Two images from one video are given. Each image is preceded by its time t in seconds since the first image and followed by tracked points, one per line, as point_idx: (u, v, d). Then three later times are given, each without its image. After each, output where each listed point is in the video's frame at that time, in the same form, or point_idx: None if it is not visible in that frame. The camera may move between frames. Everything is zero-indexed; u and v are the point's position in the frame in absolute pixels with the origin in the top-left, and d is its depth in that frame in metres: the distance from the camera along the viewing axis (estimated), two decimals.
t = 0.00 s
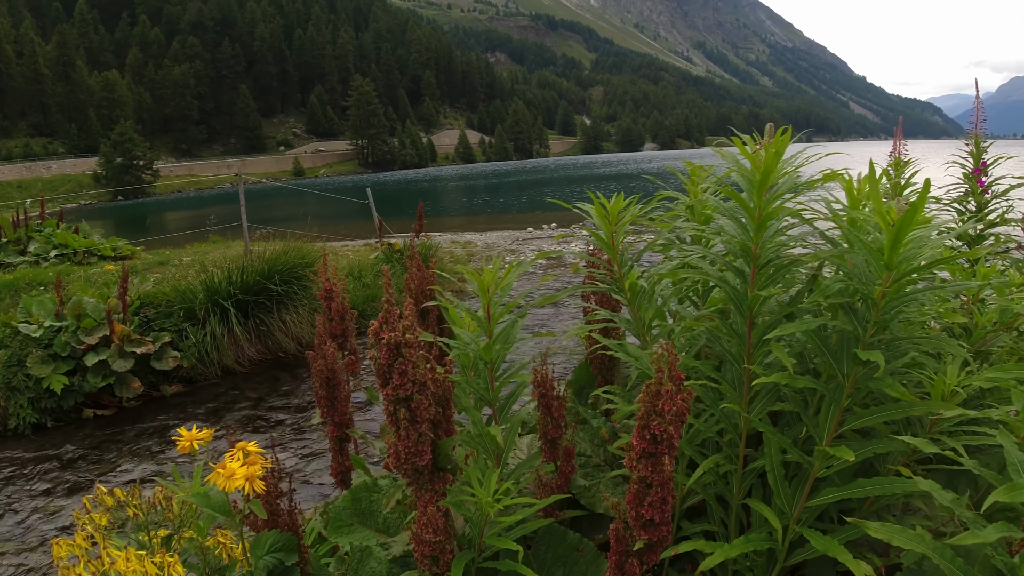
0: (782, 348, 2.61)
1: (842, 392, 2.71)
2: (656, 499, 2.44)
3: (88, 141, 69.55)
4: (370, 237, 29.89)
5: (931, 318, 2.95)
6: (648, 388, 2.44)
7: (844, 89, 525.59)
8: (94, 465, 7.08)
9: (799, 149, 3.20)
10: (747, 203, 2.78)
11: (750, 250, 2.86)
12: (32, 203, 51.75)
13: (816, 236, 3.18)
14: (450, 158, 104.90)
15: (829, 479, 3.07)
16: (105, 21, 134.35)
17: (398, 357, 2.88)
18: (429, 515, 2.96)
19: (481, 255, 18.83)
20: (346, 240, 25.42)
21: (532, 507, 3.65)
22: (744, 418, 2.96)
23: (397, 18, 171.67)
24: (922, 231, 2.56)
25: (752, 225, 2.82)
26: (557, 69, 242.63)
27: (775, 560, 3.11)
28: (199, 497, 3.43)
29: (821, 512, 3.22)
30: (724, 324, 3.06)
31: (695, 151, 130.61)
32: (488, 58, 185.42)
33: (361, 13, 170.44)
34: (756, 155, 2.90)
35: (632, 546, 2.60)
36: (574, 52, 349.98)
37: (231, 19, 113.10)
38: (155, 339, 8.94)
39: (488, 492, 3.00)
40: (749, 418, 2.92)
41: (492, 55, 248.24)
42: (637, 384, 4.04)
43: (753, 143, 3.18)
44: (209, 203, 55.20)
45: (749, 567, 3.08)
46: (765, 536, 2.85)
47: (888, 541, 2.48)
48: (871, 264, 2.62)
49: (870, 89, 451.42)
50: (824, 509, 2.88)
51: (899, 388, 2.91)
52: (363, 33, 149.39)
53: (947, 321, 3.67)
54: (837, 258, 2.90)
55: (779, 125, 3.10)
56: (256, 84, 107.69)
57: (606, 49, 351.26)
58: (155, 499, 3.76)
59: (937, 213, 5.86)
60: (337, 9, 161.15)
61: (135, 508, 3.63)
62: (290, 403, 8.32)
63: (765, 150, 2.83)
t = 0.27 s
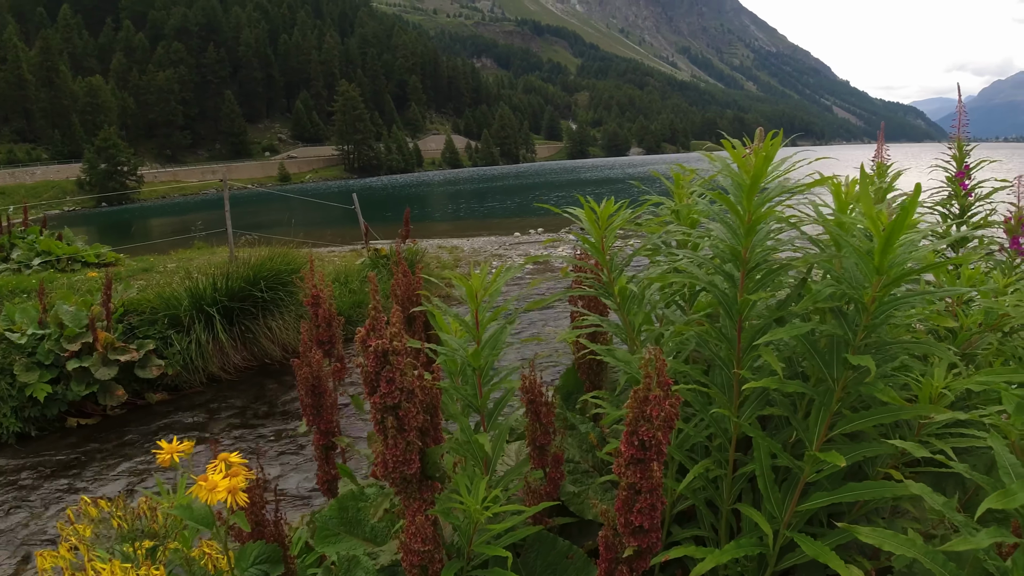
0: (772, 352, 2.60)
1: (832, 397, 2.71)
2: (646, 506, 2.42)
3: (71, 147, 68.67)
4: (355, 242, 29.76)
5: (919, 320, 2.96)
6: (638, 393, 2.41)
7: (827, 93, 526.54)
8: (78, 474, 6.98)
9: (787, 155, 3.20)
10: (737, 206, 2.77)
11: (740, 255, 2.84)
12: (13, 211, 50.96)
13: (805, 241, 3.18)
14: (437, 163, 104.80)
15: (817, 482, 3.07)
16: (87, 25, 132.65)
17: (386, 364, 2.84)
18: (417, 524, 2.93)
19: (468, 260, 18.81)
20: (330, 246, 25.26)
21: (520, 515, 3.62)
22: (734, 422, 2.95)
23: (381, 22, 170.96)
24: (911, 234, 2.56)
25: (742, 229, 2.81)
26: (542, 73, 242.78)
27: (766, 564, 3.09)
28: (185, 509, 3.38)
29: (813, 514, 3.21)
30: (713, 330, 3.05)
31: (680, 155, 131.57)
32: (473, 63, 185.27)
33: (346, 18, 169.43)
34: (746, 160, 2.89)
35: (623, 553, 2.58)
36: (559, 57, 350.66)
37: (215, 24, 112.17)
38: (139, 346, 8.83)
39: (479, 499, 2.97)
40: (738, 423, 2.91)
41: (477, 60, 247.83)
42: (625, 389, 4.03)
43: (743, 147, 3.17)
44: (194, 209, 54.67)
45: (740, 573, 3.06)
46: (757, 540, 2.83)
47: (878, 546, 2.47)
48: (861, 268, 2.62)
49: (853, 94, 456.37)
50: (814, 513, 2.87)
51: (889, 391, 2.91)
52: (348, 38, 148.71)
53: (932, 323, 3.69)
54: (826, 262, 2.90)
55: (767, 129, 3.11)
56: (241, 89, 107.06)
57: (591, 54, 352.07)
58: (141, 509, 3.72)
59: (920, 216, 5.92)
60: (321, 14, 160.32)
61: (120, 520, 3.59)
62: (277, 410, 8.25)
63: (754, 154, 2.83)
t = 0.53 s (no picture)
0: (763, 358, 2.57)
1: (822, 401, 2.70)
2: (635, 512, 2.39)
3: (55, 153, 67.81)
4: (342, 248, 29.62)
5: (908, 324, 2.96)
6: (625, 401, 2.37)
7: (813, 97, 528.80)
8: (63, 484, 6.86)
9: (776, 159, 3.19)
10: (727, 211, 2.74)
11: (730, 259, 2.81)
12: None
13: (795, 244, 3.16)
14: (424, 168, 104.78)
15: (809, 486, 3.06)
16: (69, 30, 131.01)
17: (371, 374, 2.81)
18: (405, 534, 2.89)
19: (455, 266, 18.81)
20: (317, 252, 25.16)
21: (510, 522, 3.58)
22: (724, 427, 2.93)
23: (367, 28, 170.22)
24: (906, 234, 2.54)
25: (729, 234, 2.80)
26: (529, 78, 242.70)
27: (757, 568, 3.08)
28: (169, 519, 3.35)
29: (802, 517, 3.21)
30: (704, 334, 3.02)
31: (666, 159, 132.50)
32: (459, 68, 185.06)
33: (332, 23, 168.57)
34: (734, 164, 2.88)
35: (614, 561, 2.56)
36: (545, 62, 350.65)
37: (200, 30, 111.31)
38: (124, 354, 8.71)
39: (469, 510, 2.92)
40: (728, 427, 2.89)
41: (464, 65, 247.58)
42: (613, 394, 4.00)
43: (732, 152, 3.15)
44: (180, 215, 54.18)
45: None
46: (748, 546, 2.80)
47: (867, 550, 2.46)
48: (852, 272, 2.59)
49: (836, 98, 460.95)
50: (805, 518, 2.86)
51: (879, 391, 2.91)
52: (333, 43, 147.90)
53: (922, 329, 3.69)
54: (816, 266, 2.88)
55: (757, 135, 3.09)
56: (227, 95, 106.40)
57: (578, 58, 353.06)
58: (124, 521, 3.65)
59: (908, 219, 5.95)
60: (307, 18, 158.95)
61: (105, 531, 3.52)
62: (265, 418, 8.17)
63: (743, 155, 2.81)
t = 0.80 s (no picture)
0: (752, 363, 2.57)
1: (812, 405, 2.70)
2: (625, 518, 2.37)
3: (42, 161, 67.08)
4: (331, 253, 29.49)
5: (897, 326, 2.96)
6: (613, 406, 2.35)
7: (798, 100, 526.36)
8: (51, 494, 6.76)
9: (764, 164, 3.18)
10: (716, 215, 2.73)
11: (721, 263, 2.80)
12: None
13: (783, 250, 3.17)
14: (413, 173, 104.71)
15: (799, 490, 3.05)
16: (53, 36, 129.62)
17: (359, 384, 2.78)
18: (395, 541, 2.86)
19: (445, 271, 18.83)
20: (306, 258, 25.04)
21: (501, 528, 3.55)
22: (714, 432, 2.92)
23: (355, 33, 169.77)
24: (893, 237, 2.55)
25: (720, 238, 2.79)
26: (517, 83, 242.55)
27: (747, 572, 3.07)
28: (156, 530, 3.29)
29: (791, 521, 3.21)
30: (693, 338, 3.02)
31: (655, 163, 133.05)
32: (447, 73, 184.77)
33: (320, 29, 167.97)
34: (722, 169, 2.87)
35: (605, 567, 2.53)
36: (533, 67, 350.61)
37: (188, 35, 110.63)
38: (112, 362, 8.61)
39: (458, 518, 2.88)
40: (719, 433, 2.88)
41: (452, 70, 247.07)
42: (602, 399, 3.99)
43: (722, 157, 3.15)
44: (167, 222, 53.76)
45: None
46: (739, 549, 2.78)
47: (855, 552, 2.45)
48: (840, 276, 2.59)
49: (823, 102, 463.48)
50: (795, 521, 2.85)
51: (867, 393, 2.92)
52: (322, 49, 147.28)
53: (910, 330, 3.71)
54: (805, 271, 2.88)
55: (746, 139, 3.09)
56: (215, 100, 105.75)
57: (566, 63, 353.77)
58: (111, 531, 3.58)
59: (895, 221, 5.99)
60: (294, 24, 158.20)
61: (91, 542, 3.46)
62: (254, 425, 8.11)
63: (732, 157, 2.81)
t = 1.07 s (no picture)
0: (739, 367, 2.57)
1: (798, 409, 2.70)
2: (615, 523, 2.36)
3: (30, 168, 66.39)
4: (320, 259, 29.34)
5: (882, 328, 2.98)
6: (603, 412, 2.33)
7: (787, 103, 527.71)
8: (42, 504, 6.69)
9: (750, 168, 3.17)
10: (701, 222, 2.74)
11: (706, 269, 2.80)
12: None
13: (767, 256, 3.19)
14: (404, 178, 104.74)
15: (788, 493, 3.05)
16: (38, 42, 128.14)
17: (349, 391, 2.75)
18: (384, 550, 2.84)
19: (436, 276, 18.88)
20: (296, 264, 24.92)
21: (491, 533, 3.53)
22: (702, 436, 2.92)
23: (345, 39, 169.23)
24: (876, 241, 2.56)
25: (704, 244, 2.80)
26: (508, 88, 242.41)
27: None
28: (147, 540, 3.26)
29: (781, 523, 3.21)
30: (681, 343, 3.02)
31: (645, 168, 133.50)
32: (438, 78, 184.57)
33: (310, 34, 167.35)
34: (705, 174, 2.87)
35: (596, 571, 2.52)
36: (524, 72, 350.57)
37: (178, 41, 110.01)
38: (102, 370, 8.53)
39: (448, 524, 2.86)
40: (707, 437, 2.87)
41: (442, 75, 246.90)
42: (593, 403, 3.98)
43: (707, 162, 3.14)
44: (157, 228, 53.42)
45: None
46: (728, 553, 2.78)
47: (841, 555, 2.44)
48: (822, 279, 2.60)
49: (811, 105, 465.95)
50: (784, 524, 2.85)
51: (856, 395, 2.93)
52: (312, 54, 146.72)
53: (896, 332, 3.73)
54: (790, 275, 2.89)
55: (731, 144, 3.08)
56: (204, 106, 105.14)
57: (556, 68, 354.21)
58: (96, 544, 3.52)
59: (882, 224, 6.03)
60: (284, 29, 157.44)
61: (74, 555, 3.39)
62: (247, 432, 8.07)
63: (716, 163, 2.83)
